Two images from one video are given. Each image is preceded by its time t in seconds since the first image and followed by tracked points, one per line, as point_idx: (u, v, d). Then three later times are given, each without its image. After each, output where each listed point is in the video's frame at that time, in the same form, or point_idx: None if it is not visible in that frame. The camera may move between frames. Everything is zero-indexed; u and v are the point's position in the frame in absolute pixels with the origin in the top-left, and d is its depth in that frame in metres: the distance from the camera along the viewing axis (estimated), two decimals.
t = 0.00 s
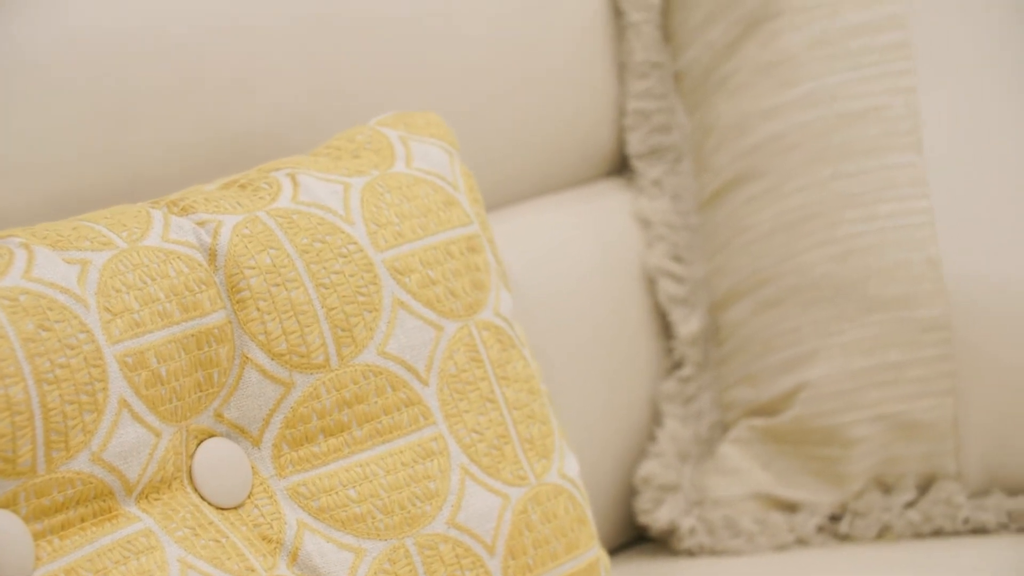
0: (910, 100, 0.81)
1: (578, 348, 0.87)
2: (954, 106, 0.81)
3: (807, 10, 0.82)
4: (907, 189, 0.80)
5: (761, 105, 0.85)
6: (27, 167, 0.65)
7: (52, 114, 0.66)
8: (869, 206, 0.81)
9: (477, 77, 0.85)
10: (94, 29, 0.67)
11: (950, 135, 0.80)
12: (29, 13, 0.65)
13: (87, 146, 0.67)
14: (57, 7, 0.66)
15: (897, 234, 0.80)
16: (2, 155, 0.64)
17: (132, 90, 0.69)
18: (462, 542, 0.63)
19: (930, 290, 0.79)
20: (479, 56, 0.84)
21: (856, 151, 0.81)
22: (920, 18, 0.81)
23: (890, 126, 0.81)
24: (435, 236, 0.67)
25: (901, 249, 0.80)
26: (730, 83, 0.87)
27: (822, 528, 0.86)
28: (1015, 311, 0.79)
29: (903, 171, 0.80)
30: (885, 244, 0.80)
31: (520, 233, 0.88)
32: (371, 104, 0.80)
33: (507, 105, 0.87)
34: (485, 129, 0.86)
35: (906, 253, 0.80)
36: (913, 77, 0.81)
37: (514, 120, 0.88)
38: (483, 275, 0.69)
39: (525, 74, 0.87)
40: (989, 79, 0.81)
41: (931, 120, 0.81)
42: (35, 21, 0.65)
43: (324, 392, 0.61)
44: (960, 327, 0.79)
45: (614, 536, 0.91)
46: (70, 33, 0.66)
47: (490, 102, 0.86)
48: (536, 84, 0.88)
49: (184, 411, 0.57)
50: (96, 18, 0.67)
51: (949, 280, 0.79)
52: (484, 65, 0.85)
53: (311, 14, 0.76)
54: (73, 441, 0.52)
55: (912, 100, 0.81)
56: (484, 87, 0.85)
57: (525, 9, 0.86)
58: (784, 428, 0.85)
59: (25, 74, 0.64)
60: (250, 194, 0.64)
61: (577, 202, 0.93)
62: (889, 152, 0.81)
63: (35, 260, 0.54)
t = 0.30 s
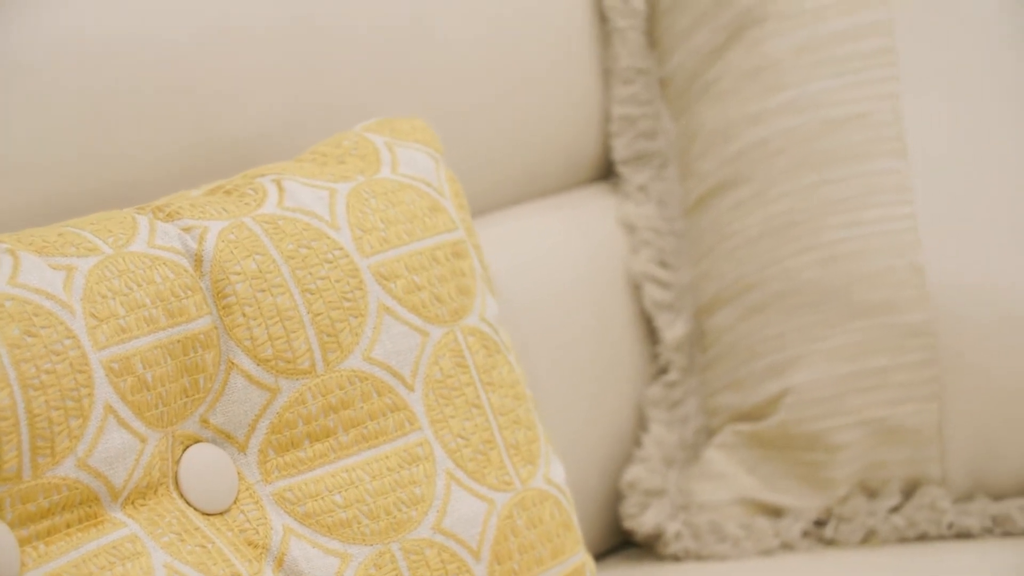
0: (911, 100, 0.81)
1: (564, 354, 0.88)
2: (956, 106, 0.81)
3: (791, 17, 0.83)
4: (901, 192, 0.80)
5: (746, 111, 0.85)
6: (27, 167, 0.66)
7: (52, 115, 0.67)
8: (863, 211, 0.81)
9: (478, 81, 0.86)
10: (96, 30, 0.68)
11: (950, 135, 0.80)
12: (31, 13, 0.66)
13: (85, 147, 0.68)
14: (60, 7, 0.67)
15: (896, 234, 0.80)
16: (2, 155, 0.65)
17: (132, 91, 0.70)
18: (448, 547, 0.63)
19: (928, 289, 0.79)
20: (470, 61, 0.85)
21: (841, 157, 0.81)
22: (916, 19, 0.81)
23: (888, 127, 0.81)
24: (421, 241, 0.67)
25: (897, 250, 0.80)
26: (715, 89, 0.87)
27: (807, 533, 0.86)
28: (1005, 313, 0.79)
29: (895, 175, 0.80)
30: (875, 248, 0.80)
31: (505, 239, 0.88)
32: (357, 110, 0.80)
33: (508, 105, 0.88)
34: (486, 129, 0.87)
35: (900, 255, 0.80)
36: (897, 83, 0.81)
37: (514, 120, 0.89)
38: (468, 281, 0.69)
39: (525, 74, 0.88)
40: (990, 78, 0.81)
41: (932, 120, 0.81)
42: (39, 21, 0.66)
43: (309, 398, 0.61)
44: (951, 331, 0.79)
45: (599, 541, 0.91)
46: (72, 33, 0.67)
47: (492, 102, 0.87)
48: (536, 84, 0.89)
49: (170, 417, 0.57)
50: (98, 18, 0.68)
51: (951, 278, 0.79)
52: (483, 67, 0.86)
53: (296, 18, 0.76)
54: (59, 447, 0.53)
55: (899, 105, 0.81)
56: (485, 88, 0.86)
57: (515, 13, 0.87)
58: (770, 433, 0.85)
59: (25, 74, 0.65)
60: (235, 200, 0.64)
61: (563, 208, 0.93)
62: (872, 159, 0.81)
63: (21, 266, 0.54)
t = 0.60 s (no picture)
0: (913, 100, 0.81)
1: (549, 359, 0.88)
2: (959, 105, 0.81)
3: (775, 23, 0.83)
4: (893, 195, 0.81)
5: (730, 117, 0.85)
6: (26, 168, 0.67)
7: (52, 116, 0.68)
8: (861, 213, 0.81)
9: (478, 81, 0.87)
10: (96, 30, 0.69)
11: (950, 134, 0.81)
12: (31, 13, 0.67)
13: (82, 147, 0.69)
14: (60, 7, 0.68)
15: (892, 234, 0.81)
16: (2, 155, 0.66)
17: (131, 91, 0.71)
18: (433, 553, 0.63)
19: (929, 289, 0.80)
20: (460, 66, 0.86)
21: (825, 162, 0.82)
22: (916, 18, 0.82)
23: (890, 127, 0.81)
24: (406, 248, 0.68)
25: (895, 250, 0.80)
26: (700, 94, 0.88)
27: (792, 539, 0.86)
28: (990, 319, 0.79)
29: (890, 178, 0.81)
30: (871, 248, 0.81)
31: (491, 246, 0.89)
32: (350, 115, 0.80)
33: (508, 105, 0.89)
34: (486, 129, 0.88)
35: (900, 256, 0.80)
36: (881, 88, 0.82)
37: (514, 120, 0.90)
38: (453, 287, 0.70)
39: (526, 73, 0.90)
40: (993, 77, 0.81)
41: (932, 120, 0.81)
42: (40, 21, 0.67)
43: (294, 404, 0.61)
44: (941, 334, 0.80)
45: (584, 547, 0.92)
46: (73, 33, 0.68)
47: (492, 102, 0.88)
48: (536, 84, 0.90)
49: (156, 423, 0.57)
50: (98, 18, 0.69)
51: (953, 278, 0.80)
52: (483, 69, 0.87)
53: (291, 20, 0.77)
54: (44, 453, 0.53)
55: (886, 110, 0.81)
56: (485, 88, 0.88)
57: (505, 18, 0.88)
58: (754, 438, 0.86)
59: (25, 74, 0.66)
60: (220, 207, 0.64)
61: (548, 214, 0.94)
62: (857, 163, 0.81)
63: (7, 273, 0.54)
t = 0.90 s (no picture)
0: (914, 100, 0.81)
1: (534, 366, 0.89)
2: (960, 106, 0.80)
3: (758, 32, 0.83)
4: (887, 195, 0.81)
5: (714, 125, 0.86)
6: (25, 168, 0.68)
7: (51, 116, 0.69)
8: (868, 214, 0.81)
9: (479, 81, 0.88)
10: (97, 31, 0.70)
11: (950, 134, 0.80)
12: (32, 13, 0.68)
13: (81, 149, 0.70)
14: (61, 7, 0.69)
15: (893, 233, 0.80)
16: (3, 155, 0.67)
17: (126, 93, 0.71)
18: (418, 560, 0.63)
19: (937, 287, 0.80)
20: (452, 71, 0.86)
21: (809, 171, 0.82)
22: (912, 19, 0.81)
23: (892, 127, 0.81)
24: (391, 255, 0.68)
25: (897, 249, 0.80)
26: (684, 102, 0.89)
27: (777, 545, 0.86)
28: (976, 324, 0.80)
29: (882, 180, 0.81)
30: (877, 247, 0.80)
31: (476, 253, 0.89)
32: (342, 121, 0.81)
33: (508, 105, 0.90)
34: (487, 129, 0.89)
35: (906, 256, 0.80)
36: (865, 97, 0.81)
37: (514, 120, 0.91)
38: (439, 294, 0.70)
39: (528, 74, 0.91)
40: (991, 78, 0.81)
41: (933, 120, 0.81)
42: (41, 20, 0.68)
43: (280, 411, 0.61)
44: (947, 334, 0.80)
45: (569, 554, 0.92)
46: (73, 33, 0.69)
47: (493, 102, 0.89)
48: (536, 84, 0.92)
49: (141, 430, 0.57)
50: (100, 19, 0.70)
51: (955, 278, 0.80)
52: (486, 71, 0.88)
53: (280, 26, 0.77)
54: (30, 460, 0.53)
55: (869, 119, 0.81)
56: (486, 89, 0.89)
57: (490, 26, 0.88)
58: (738, 445, 0.86)
59: (24, 75, 0.67)
60: (206, 214, 0.64)
61: (533, 222, 0.94)
62: (841, 171, 0.81)
63: None
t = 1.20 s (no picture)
0: (914, 100, 0.82)
1: (520, 375, 0.89)
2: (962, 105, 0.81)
3: (743, 41, 0.84)
4: (887, 195, 0.81)
5: (698, 135, 0.87)
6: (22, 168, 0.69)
7: (51, 117, 0.70)
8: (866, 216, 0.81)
9: (478, 82, 0.89)
10: (93, 31, 0.71)
11: (950, 135, 0.81)
12: (29, 13, 0.69)
13: (77, 150, 0.71)
14: (58, 7, 0.70)
15: (894, 233, 0.81)
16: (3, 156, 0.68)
17: (120, 96, 0.72)
18: (402, 568, 0.63)
19: (937, 286, 0.81)
20: (446, 75, 0.87)
21: (793, 180, 0.83)
22: (906, 24, 0.82)
23: (892, 127, 0.82)
24: (376, 264, 0.68)
25: (897, 250, 0.81)
26: (669, 111, 0.89)
27: (761, 553, 0.86)
28: (958, 329, 0.81)
29: (878, 182, 0.81)
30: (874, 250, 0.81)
31: (461, 262, 0.90)
32: (334, 128, 0.82)
33: (507, 105, 0.91)
34: (486, 129, 0.91)
35: (906, 257, 0.81)
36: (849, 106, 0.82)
37: (513, 121, 0.92)
38: (423, 303, 0.70)
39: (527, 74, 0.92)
40: (994, 79, 0.81)
41: (935, 119, 0.81)
42: (39, 21, 0.69)
43: (265, 420, 0.61)
44: (944, 335, 0.81)
45: (554, 563, 0.92)
46: (69, 33, 0.70)
47: (492, 102, 0.90)
48: (534, 86, 0.93)
49: (127, 439, 0.57)
50: (96, 20, 0.71)
51: (955, 277, 0.81)
52: (485, 73, 0.89)
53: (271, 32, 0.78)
54: (15, 470, 0.53)
55: (853, 128, 0.82)
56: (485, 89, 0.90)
57: (476, 34, 0.88)
58: (721, 454, 0.87)
59: (22, 75, 0.68)
60: (191, 224, 0.64)
61: (518, 230, 0.95)
62: (825, 180, 0.82)
63: None
